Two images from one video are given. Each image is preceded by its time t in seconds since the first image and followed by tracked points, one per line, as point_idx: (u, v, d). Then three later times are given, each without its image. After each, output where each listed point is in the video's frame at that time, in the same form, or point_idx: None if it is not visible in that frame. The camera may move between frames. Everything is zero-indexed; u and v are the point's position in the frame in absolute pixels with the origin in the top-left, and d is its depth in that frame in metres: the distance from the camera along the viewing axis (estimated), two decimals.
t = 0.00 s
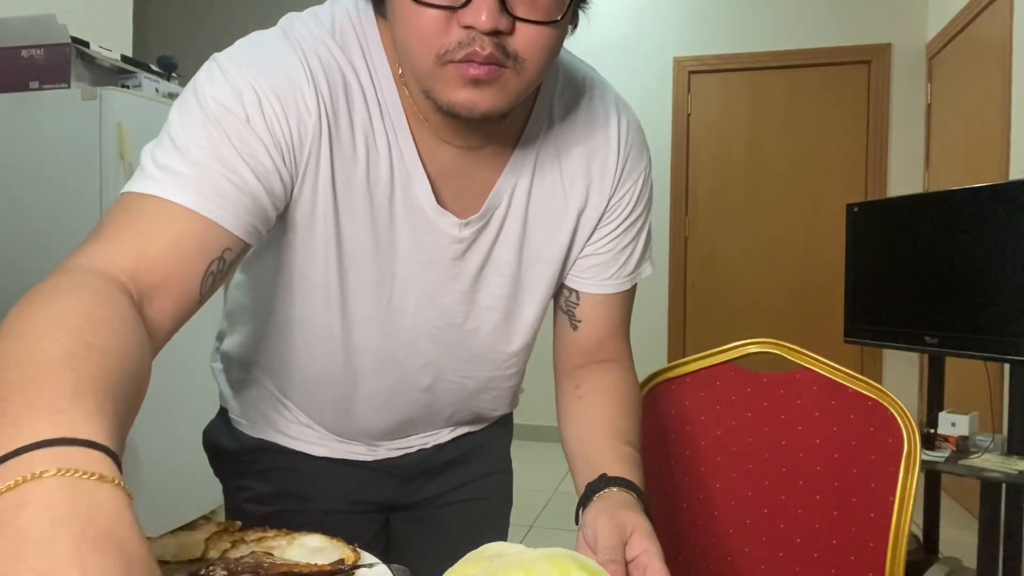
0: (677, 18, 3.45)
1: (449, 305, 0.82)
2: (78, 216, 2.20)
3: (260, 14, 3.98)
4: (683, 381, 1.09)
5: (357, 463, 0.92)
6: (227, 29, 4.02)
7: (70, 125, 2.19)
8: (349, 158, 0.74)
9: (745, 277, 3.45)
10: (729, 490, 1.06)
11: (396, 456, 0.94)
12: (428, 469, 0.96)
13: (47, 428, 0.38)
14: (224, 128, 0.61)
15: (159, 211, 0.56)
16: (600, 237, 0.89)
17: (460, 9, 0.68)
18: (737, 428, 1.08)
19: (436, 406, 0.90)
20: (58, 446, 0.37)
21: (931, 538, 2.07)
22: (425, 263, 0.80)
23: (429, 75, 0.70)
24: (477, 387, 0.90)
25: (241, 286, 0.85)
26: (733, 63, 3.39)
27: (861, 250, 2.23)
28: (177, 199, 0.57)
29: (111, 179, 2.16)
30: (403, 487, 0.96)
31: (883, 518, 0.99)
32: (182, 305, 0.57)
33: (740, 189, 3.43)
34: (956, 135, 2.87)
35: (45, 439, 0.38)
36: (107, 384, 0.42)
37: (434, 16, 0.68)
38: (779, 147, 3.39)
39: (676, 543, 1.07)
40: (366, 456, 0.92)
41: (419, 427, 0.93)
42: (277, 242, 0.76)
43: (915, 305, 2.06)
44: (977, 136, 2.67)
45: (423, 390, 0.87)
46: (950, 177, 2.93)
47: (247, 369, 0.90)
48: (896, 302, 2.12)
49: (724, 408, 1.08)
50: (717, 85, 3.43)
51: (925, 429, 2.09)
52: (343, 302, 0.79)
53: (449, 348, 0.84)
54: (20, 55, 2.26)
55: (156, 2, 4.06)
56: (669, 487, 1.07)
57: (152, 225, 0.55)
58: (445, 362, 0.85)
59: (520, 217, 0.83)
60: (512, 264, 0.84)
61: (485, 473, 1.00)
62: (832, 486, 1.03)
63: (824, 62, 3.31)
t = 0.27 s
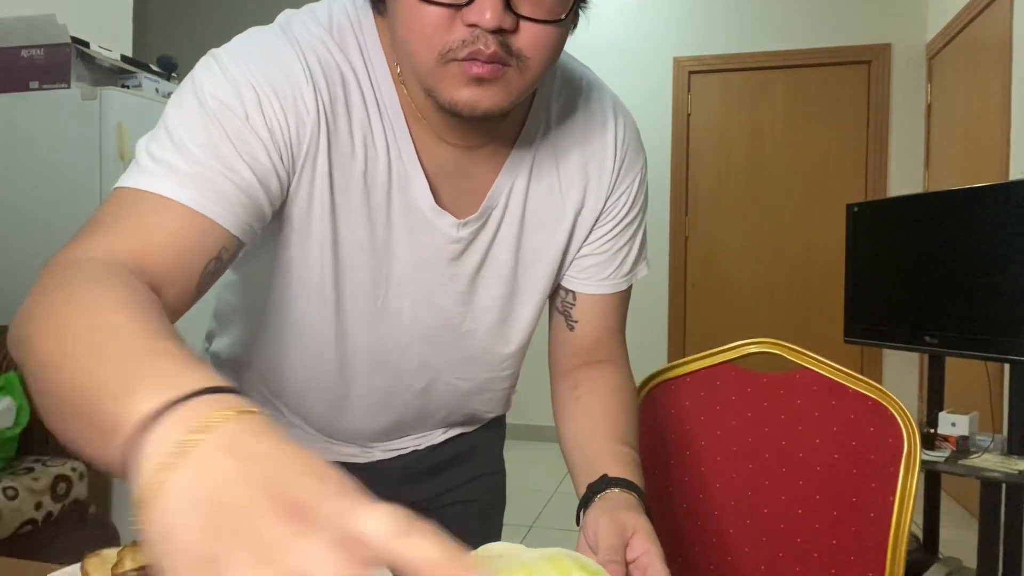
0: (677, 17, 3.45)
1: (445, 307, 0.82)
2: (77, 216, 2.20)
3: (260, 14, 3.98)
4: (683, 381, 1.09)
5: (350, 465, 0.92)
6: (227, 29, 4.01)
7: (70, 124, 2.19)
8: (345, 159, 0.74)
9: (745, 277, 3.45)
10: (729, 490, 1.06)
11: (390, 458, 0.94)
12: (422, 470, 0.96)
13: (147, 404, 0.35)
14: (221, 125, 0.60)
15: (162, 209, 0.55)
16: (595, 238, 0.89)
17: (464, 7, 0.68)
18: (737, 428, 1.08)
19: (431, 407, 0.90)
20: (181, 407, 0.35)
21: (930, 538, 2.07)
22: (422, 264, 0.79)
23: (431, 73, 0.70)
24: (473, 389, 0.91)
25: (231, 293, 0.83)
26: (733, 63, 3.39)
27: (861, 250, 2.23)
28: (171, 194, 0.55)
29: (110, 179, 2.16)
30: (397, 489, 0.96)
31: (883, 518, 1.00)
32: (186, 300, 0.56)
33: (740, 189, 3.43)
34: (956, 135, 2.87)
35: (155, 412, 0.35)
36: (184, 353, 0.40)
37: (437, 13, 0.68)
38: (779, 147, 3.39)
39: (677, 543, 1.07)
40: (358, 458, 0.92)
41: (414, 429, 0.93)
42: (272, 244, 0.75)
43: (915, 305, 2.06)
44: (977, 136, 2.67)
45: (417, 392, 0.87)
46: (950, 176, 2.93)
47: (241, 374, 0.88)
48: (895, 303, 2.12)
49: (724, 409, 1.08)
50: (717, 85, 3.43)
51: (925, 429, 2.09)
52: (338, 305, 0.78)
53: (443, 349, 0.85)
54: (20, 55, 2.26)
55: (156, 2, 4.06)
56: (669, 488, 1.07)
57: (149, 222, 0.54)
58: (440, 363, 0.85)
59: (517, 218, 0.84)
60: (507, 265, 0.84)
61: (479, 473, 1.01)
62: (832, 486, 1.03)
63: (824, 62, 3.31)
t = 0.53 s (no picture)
0: (677, 17, 3.45)
1: (442, 309, 0.82)
2: (77, 216, 2.20)
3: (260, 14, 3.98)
4: (683, 382, 1.09)
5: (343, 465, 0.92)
6: (227, 29, 4.01)
7: (70, 124, 2.19)
8: (352, 158, 0.72)
9: (745, 277, 3.45)
10: (729, 490, 1.07)
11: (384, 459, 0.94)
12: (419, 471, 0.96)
13: (291, 433, 0.37)
14: (240, 111, 0.57)
15: (193, 206, 0.51)
16: (589, 238, 0.89)
17: (462, 11, 0.67)
18: (738, 428, 1.08)
19: (426, 407, 0.91)
20: (322, 442, 0.37)
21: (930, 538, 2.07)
22: (420, 265, 0.79)
23: (429, 77, 0.69)
24: (467, 388, 0.91)
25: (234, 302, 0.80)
26: (733, 63, 3.39)
27: (860, 250, 2.23)
28: (198, 184, 0.51)
29: (110, 179, 2.16)
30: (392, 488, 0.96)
31: (883, 518, 0.99)
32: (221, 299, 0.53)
33: (740, 189, 3.43)
34: (956, 135, 2.87)
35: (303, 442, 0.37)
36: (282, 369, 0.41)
37: (434, 17, 0.67)
38: (779, 147, 3.39)
39: (677, 543, 1.07)
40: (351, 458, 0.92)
41: (409, 430, 0.93)
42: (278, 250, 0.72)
43: (915, 305, 2.06)
44: (977, 136, 2.67)
45: (413, 394, 0.88)
46: (950, 177, 2.93)
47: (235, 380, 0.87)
48: (894, 303, 2.13)
49: (724, 409, 1.09)
50: (717, 86, 3.43)
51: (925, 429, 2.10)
52: (340, 310, 0.78)
53: (440, 352, 0.85)
54: (21, 55, 2.26)
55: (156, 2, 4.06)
56: (669, 488, 1.08)
57: (175, 219, 0.50)
58: (436, 365, 0.86)
59: (514, 220, 0.84)
60: (503, 266, 0.84)
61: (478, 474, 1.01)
62: (832, 486, 1.03)
63: (824, 62, 3.31)
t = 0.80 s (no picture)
0: (677, 17, 3.44)
1: (441, 310, 0.82)
2: (77, 216, 2.20)
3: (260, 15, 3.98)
4: (684, 382, 1.09)
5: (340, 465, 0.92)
6: (227, 29, 4.01)
7: (70, 124, 2.19)
8: (353, 157, 0.72)
9: (745, 277, 3.45)
10: (729, 490, 1.07)
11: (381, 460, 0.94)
12: (417, 470, 0.96)
13: (254, 450, 0.35)
14: (242, 108, 0.57)
15: (193, 198, 0.51)
16: (587, 238, 0.89)
17: (462, 12, 0.67)
18: (738, 428, 1.08)
19: (424, 408, 0.91)
20: (287, 456, 0.35)
21: (930, 538, 2.07)
22: (419, 266, 0.79)
23: (428, 78, 0.69)
24: (464, 389, 0.92)
25: (233, 304, 0.80)
26: (733, 63, 3.39)
27: (860, 250, 2.24)
28: (203, 180, 0.51)
29: (110, 179, 2.16)
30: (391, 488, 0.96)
31: (883, 518, 0.99)
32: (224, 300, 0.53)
33: (740, 189, 3.44)
34: (956, 135, 2.87)
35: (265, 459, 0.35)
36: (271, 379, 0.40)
37: (434, 18, 0.67)
38: (779, 147, 3.39)
39: (676, 543, 1.07)
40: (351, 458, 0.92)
41: (406, 430, 0.93)
42: (279, 251, 0.72)
43: (915, 305, 2.06)
44: (977, 136, 2.67)
45: (411, 394, 0.88)
46: (950, 177, 2.93)
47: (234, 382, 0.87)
48: (894, 303, 2.13)
49: (724, 409, 1.09)
50: (717, 86, 3.43)
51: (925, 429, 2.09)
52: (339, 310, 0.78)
53: (438, 353, 0.85)
54: (21, 55, 2.26)
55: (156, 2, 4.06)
56: (669, 487, 1.08)
57: (191, 216, 0.50)
58: (434, 366, 0.86)
59: (513, 220, 0.84)
60: (502, 266, 0.84)
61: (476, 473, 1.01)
62: (832, 486, 1.03)
63: (824, 62, 3.31)
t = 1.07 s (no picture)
0: (678, 17, 3.44)
1: (437, 312, 0.82)
2: (76, 216, 2.20)
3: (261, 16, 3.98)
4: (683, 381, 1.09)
5: (338, 465, 0.92)
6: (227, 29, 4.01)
7: (70, 124, 2.19)
8: (349, 156, 0.72)
9: (745, 277, 3.45)
10: (729, 490, 1.07)
11: (379, 459, 0.94)
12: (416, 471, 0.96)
13: (207, 467, 0.35)
14: (240, 104, 0.57)
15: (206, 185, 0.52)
16: (584, 239, 0.89)
17: (449, 16, 0.67)
18: (738, 428, 1.08)
19: (421, 409, 0.91)
20: (242, 478, 0.35)
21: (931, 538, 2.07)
22: (416, 268, 0.79)
23: (416, 82, 0.69)
24: (462, 391, 0.92)
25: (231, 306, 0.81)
26: (733, 63, 3.39)
27: (860, 251, 2.24)
28: (205, 176, 0.52)
29: (110, 179, 2.16)
30: (390, 488, 0.96)
31: (883, 518, 0.99)
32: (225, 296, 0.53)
33: (740, 189, 3.43)
34: (956, 135, 2.87)
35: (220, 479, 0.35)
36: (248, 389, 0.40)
37: (421, 23, 0.67)
38: (779, 147, 3.39)
39: (676, 543, 1.07)
40: (349, 459, 0.92)
41: (403, 431, 0.93)
42: (273, 252, 0.73)
43: (915, 306, 2.06)
44: (977, 136, 2.67)
45: (408, 396, 0.88)
46: (950, 177, 2.93)
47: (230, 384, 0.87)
48: (894, 304, 2.13)
49: (724, 409, 1.09)
50: (717, 86, 3.43)
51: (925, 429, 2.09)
52: (336, 310, 0.78)
53: (435, 354, 0.85)
54: (21, 55, 2.26)
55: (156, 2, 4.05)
56: (669, 488, 1.08)
57: (196, 212, 0.51)
58: (431, 368, 0.86)
59: (508, 222, 0.84)
60: (498, 267, 0.84)
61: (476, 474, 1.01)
62: (832, 487, 1.03)
63: (824, 62, 3.30)
